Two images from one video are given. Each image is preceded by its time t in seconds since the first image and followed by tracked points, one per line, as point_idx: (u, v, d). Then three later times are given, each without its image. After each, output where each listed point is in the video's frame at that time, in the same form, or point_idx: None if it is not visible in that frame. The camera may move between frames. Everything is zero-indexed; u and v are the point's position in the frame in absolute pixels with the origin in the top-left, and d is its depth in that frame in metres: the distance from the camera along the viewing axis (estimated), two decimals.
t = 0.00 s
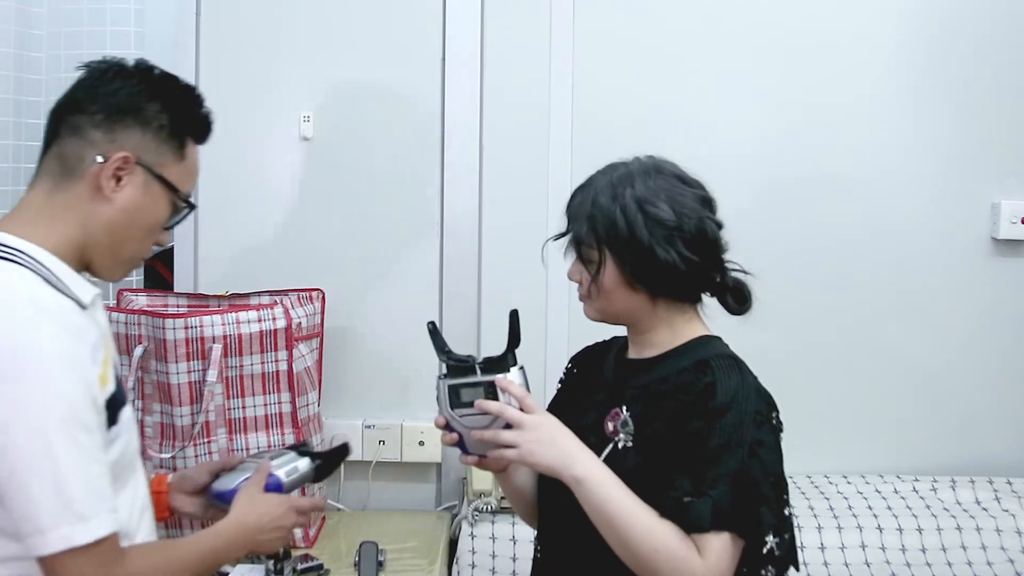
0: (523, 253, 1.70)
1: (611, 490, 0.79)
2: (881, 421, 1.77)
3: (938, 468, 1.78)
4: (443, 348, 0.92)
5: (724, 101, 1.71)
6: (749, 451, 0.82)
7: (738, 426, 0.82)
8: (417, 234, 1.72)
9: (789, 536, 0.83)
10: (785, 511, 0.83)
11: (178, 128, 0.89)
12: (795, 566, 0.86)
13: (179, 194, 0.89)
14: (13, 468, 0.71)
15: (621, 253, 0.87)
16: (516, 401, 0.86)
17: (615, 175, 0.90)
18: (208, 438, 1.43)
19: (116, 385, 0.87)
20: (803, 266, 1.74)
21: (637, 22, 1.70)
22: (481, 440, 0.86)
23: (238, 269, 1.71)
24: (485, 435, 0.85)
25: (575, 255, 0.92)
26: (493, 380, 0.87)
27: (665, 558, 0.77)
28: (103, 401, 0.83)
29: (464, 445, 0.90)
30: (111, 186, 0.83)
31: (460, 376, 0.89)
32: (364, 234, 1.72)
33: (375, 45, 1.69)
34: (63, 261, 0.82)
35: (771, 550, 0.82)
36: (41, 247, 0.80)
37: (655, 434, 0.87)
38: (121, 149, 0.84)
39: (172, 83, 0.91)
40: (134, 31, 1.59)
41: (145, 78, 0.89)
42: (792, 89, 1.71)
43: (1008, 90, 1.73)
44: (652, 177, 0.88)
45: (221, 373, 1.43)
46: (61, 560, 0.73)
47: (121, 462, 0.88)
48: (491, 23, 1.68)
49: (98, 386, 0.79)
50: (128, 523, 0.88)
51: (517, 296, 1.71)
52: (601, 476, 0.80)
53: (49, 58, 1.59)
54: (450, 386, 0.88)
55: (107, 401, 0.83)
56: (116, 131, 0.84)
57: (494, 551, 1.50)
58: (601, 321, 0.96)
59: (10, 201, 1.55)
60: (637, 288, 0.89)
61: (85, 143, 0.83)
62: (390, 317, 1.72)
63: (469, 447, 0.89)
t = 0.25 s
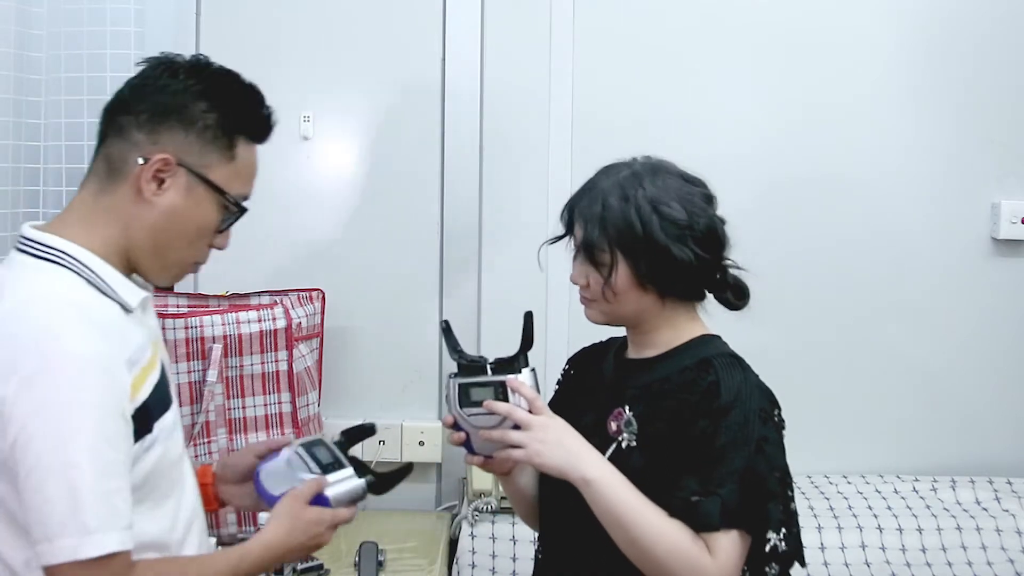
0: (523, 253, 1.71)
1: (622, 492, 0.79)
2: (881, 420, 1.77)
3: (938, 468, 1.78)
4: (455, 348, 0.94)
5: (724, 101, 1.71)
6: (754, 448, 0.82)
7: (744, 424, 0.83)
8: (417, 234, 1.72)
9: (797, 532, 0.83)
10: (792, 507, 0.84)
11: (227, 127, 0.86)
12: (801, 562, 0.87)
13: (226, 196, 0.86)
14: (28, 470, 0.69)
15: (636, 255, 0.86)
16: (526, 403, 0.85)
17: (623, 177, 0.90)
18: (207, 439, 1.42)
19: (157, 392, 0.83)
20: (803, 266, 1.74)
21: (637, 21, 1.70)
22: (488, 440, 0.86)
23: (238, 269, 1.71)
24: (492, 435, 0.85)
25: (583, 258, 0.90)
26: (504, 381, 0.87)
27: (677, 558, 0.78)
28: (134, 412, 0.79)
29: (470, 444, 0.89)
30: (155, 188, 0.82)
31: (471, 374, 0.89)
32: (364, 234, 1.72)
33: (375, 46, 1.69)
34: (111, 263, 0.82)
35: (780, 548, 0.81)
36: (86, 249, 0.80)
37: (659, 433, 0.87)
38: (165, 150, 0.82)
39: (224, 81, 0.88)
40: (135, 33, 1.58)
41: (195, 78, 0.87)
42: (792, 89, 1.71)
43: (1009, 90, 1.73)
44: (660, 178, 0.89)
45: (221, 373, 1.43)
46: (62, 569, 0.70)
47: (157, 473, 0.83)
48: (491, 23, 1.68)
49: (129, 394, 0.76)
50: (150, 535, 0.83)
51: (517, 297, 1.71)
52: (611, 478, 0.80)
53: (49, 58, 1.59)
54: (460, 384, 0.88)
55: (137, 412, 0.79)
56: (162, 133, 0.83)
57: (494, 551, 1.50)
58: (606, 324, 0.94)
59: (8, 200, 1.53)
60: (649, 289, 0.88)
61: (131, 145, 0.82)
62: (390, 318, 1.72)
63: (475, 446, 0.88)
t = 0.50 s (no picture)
0: (523, 253, 1.71)
1: (626, 497, 0.79)
2: (881, 420, 1.77)
3: (937, 468, 1.78)
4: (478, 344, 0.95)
5: (724, 101, 1.71)
6: (756, 448, 0.83)
7: (745, 424, 0.83)
8: (418, 234, 1.72)
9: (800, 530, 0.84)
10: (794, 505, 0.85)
11: (243, 120, 0.83)
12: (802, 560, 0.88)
13: (244, 192, 0.84)
14: (25, 461, 0.72)
15: (648, 255, 0.86)
16: (536, 402, 0.85)
17: (629, 177, 0.89)
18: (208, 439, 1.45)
19: (169, 394, 0.82)
20: (803, 266, 1.74)
21: (637, 21, 1.70)
22: (493, 436, 0.85)
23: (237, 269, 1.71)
24: (498, 430, 0.84)
25: (591, 260, 0.89)
26: (518, 377, 0.86)
27: (683, 560, 0.78)
28: (133, 413, 0.78)
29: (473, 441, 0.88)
30: (174, 189, 0.83)
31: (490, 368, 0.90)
32: (364, 234, 1.72)
33: (375, 46, 1.69)
34: (142, 264, 0.84)
35: (783, 546, 0.82)
36: (115, 248, 0.82)
37: (660, 434, 0.87)
38: (179, 151, 0.82)
39: (242, 70, 0.85)
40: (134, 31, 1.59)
41: (214, 70, 0.84)
42: (792, 90, 1.71)
43: (1009, 90, 1.73)
44: (666, 177, 0.89)
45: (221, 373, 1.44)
46: (49, 557, 0.73)
47: (175, 473, 0.82)
48: (491, 23, 1.68)
49: (126, 395, 0.76)
50: (152, 539, 0.82)
51: (517, 297, 1.72)
52: (615, 483, 0.80)
53: (49, 59, 1.59)
54: (476, 377, 0.88)
55: (136, 414, 0.79)
56: (180, 132, 0.83)
57: (494, 551, 1.50)
58: (610, 326, 0.93)
59: (9, 201, 1.53)
60: (658, 290, 0.89)
61: (153, 148, 0.84)
62: (390, 318, 1.72)
63: (478, 442, 0.87)
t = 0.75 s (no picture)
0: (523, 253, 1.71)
1: (640, 499, 0.80)
2: (881, 421, 1.77)
3: (938, 468, 1.78)
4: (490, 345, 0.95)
5: (724, 101, 1.71)
6: (766, 447, 0.85)
7: (754, 424, 0.84)
8: (418, 233, 1.71)
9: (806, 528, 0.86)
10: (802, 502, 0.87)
11: (244, 105, 0.89)
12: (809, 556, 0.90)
13: (251, 175, 0.89)
14: (43, 433, 0.83)
15: (656, 257, 0.86)
16: (549, 403, 0.84)
17: (634, 177, 0.89)
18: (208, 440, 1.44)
19: (175, 381, 0.89)
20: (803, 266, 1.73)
21: (637, 21, 1.69)
22: (503, 437, 0.84)
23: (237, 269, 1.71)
24: (509, 431, 0.83)
25: (598, 262, 0.88)
26: (532, 378, 0.85)
27: (697, 560, 0.80)
28: (136, 397, 0.86)
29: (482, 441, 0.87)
30: (192, 182, 0.91)
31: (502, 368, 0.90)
32: (364, 234, 1.71)
33: (375, 45, 1.69)
34: (178, 257, 0.95)
35: (788, 544, 0.85)
36: (155, 243, 0.94)
37: (669, 435, 0.87)
38: (191, 144, 0.91)
39: (243, 58, 0.91)
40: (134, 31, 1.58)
41: (218, 62, 0.91)
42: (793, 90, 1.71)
43: (1008, 90, 1.73)
44: (671, 177, 0.90)
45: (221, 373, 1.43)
46: (58, 523, 0.84)
47: (184, 454, 0.90)
48: (491, 23, 1.68)
49: (130, 378, 0.85)
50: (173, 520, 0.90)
51: (517, 297, 1.72)
52: (629, 485, 0.80)
53: (49, 59, 1.58)
54: (487, 377, 0.87)
55: (139, 398, 0.87)
56: (193, 126, 0.91)
57: (494, 551, 1.49)
58: (615, 328, 0.93)
59: (8, 201, 1.54)
60: (665, 291, 0.89)
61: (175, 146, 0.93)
62: (390, 318, 1.72)
63: (488, 442, 0.85)
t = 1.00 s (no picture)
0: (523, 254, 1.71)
1: (661, 499, 0.80)
2: (882, 421, 1.76)
3: (938, 468, 1.78)
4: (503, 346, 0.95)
5: (725, 101, 1.71)
6: (777, 443, 0.87)
7: (765, 420, 0.86)
8: (418, 233, 1.71)
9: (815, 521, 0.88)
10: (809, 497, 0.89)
11: (261, 104, 0.88)
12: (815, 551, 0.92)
13: (267, 172, 0.88)
14: (70, 408, 0.85)
15: (667, 257, 0.86)
16: (566, 404, 0.84)
17: (642, 177, 0.89)
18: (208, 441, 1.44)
19: (195, 368, 0.88)
20: (804, 266, 1.73)
21: (637, 21, 1.69)
22: (520, 437, 0.83)
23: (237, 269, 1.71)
24: (526, 432, 0.82)
25: (608, 261, 0.87)
26: (548, 379, 0.85)
27: (718, 557, 0.80)
28: (158, 379, 0.86)
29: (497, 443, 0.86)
30: (219, 178, 0.91)
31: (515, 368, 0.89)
32: (363, 234, 1.71)
33: (375, 46, 1.69)
34: (215, 251, 0.95)
35: (796, 536, 0.87)
36: (193, 236, 0.95)
37: (681, 433, 0.87)
38: (217, 143, 0.91)
39: (261, 59, 0.90)
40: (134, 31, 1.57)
41: (239, 64, 0.91)
42: (793, 90, 1.71)
43: (1008, 90, 1.73)
44: (678, 177, 0.90)
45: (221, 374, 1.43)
46: (79, 496, 0.85)
47: (204, 440, 0.88)
48: (492, 23, 1.68)
49: (150, 361, 0.85)
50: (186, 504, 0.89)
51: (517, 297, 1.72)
52: (649, 486, 0.80)
53: (49, 59, 1.58)
54: (502, 377, 0.87)
55: (160, 381, 0.86)
56: (218, 127, 0.91)
57: (494, 551, 1.49)
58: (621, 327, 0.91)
59: (8, 201, 1.55)
60: (674, 291, 0.88)
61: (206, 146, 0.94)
62: (390, 318, 1.72)
63: (504, 444, 0.84)
